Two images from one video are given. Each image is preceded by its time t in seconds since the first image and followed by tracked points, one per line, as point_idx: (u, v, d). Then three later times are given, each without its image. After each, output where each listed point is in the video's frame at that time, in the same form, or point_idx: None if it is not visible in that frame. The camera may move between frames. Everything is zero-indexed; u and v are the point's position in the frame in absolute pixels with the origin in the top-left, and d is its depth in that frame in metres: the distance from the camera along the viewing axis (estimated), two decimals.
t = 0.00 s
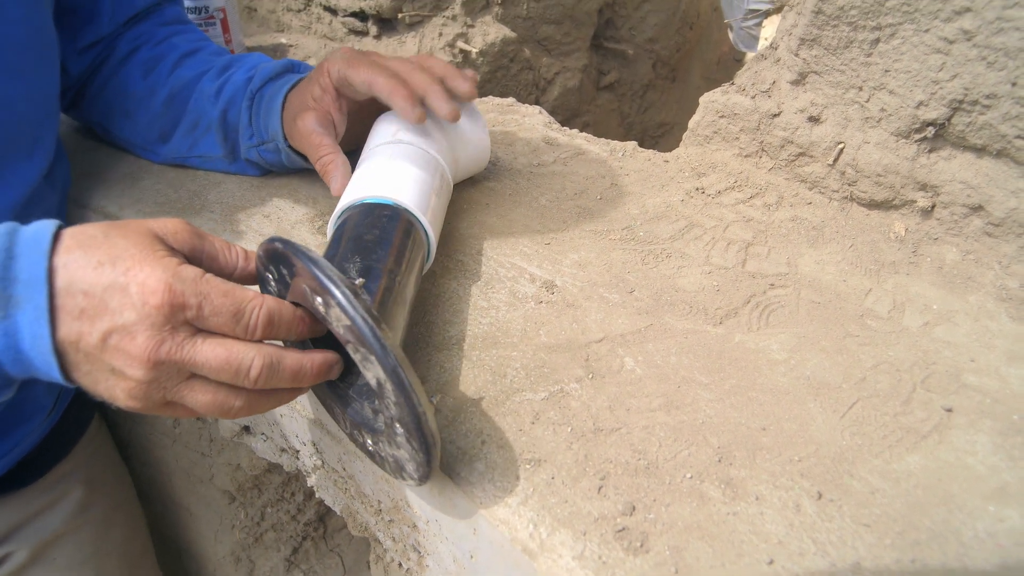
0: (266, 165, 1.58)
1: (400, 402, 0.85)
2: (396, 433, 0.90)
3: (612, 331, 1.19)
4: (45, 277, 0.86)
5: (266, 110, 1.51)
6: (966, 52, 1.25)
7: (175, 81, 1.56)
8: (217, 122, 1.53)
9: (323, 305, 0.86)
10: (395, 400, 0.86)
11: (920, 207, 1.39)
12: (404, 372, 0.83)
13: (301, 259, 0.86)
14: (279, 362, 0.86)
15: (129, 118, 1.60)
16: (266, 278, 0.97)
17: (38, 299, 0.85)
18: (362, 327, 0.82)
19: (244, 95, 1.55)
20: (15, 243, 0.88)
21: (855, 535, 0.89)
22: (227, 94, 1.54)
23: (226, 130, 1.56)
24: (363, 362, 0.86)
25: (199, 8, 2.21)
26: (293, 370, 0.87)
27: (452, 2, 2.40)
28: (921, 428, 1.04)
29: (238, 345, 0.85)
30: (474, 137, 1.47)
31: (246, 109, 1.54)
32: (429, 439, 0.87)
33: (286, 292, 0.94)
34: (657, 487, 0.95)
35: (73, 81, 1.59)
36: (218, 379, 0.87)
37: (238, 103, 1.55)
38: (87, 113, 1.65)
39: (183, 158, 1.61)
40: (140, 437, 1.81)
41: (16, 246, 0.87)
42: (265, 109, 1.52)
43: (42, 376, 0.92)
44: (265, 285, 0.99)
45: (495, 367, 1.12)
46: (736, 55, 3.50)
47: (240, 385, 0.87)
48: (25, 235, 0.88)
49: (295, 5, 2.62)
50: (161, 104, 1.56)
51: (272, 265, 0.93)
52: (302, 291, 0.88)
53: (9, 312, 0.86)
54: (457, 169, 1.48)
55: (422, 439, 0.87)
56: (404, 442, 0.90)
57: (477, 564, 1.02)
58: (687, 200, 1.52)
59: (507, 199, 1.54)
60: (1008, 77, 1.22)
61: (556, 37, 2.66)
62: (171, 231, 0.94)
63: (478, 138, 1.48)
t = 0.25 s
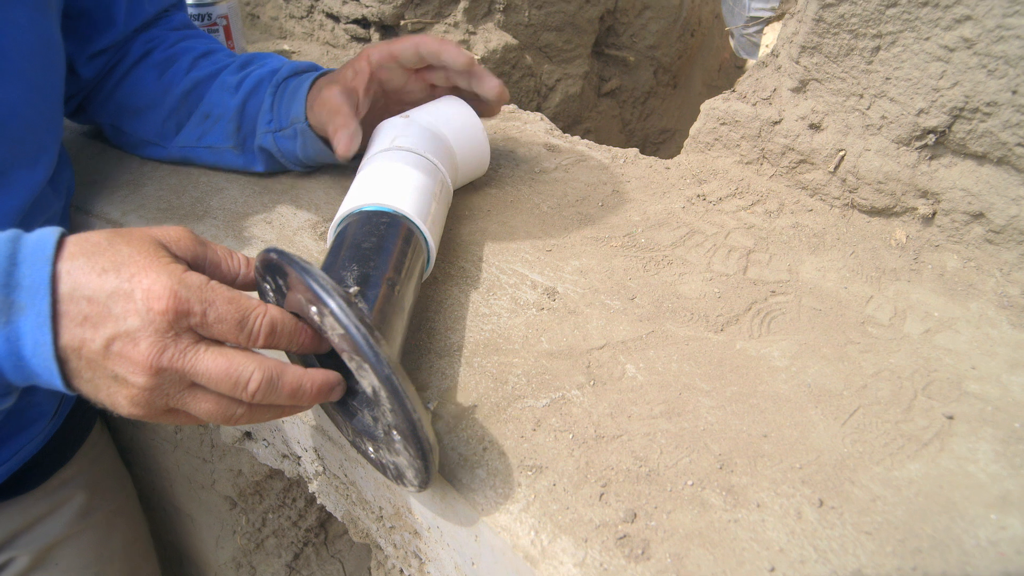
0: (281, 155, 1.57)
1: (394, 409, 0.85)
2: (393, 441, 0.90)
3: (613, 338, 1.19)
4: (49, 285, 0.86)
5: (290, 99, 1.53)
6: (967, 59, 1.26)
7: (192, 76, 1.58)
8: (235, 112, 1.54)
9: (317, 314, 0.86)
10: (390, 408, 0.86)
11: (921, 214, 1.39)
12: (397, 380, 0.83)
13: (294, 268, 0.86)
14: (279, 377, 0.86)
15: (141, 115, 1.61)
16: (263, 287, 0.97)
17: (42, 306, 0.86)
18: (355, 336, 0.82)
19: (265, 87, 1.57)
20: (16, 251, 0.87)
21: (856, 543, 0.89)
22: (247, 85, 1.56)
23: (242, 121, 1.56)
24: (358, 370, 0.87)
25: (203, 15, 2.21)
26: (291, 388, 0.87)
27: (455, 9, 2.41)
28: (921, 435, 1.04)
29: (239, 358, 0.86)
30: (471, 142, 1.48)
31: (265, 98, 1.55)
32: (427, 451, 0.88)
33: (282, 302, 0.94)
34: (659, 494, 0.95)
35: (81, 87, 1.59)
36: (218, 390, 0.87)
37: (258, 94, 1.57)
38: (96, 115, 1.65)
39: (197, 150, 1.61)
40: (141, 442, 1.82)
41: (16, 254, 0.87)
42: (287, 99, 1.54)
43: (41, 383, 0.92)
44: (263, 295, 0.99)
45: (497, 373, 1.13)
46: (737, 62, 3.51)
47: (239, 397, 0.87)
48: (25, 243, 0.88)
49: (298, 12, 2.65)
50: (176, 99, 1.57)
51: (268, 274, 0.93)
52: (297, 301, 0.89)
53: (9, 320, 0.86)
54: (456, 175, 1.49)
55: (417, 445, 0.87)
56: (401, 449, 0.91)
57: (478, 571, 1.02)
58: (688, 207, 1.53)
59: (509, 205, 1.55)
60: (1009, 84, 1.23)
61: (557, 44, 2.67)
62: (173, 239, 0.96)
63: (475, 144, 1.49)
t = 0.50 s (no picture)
0: (308, 126, 1.64)
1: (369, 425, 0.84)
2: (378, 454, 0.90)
3: (614, 346, 1.19)
4: (47, 307, 0.86)
5: (316, 70, 1.61)
6: (968, 68, 1.26)
7: (211, 61, 1.63)
8: (262, 87, 1.62)
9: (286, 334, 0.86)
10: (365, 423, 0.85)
11: (923, 222, 1.39)
12: (366, 394, 0.83)
13: (259, 290, 0.86)
14: (274, 405, 0.88)
15: (160, 108, 1.65)
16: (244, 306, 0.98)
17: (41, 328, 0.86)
18: (321, 353, 0.82)
19: (286, 62, 1.64)
20: (14, 270, 0.87)
21: (857, 552, 0.89)
22: (268, 62, 1.63)
23: (269, 94, 1.63)
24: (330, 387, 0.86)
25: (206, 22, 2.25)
26: (285, 415, 0.88)
27: (457, 16, 2.43)
28: (923, 443, 1.04)
29: (235, 385, 0.87)
30: (468, 150, 1.49)
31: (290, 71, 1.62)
32: (410, 462, 0.88)
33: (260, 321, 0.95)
34: (660, 502, 0.95)
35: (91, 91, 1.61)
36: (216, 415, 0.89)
37: (280, 68, 1.64)
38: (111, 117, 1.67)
39: (221, 132, 1.66)
40: (143, 448, 1.82)
41: (14, 274, 0.87)
42: (314, 69, 1.61)
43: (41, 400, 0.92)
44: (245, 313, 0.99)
45: (498, 381, 1.13)
46: (739, 68, 3.52)
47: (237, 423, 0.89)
48: (24, 262, 0.88)
49: (301, 19, 2.69)
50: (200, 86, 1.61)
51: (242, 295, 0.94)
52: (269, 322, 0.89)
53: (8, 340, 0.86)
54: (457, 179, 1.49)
55: (398, 459, 0.86)
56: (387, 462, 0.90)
57: None
58: (689, 215, 1.53)
59: (511, 212, 1.55)
60: (1010, 93, 1.23)
61: (559, 51, 2.68)
62: (167, 258, 0.95)
63: (471, 152, 1.49)
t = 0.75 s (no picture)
0: (310, 112, 1.65)
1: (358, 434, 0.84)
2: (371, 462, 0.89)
3: (614, 350, 1.20)
4: (45, 320, 0.86)
5: (325, 55, 1.63)
6: (968, 73, 1.26)
7: (220, 55, 1.65)
8: (273, 73, 1.63)
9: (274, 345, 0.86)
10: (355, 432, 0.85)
11: (923, 226, 1.39)
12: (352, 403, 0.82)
13: (246, 301, 0.86)
14: (271, 421, 0.89)
15: (170, 104, 1.66)
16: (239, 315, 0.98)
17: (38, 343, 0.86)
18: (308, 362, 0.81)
19: (295, 52, 1.67)
20: (12, 282, 0.87)
21: (857, 557, 0.89)
22: (278, 51, 1.65)
23: (279, 82, 1.65)
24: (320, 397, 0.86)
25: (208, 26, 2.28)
26: (284, 431, 0.89)
27: (458, 20, 2.44)
28: (923, 448, 1.04)
29: (232, 402, 0.87)
30: (466, 145, 1.48)
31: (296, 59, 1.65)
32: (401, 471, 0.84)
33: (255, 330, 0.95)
34: (660, 506, 0.95)
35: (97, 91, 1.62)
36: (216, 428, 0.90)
37: (289, 58, 1.66)
38: (118, 115, 1.67)
39: (229, 123, 1.66)
40: (144, 451, 1.82)
41: (12, 285, 0.87)
42: (322, 54, 1.63)
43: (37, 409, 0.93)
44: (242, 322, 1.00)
45: (498, 385, 1.13)
46: (740, 73, 3.52)
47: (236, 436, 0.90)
48: (22, 275, 0.88)
49: (303, 23, 2.71)
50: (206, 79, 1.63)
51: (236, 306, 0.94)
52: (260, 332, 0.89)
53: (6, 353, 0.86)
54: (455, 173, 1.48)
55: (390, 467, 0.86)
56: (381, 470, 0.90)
57: None
58: (690, 219, 1.53)
59: (512, 216, 1.55)
60: (1010, 98, 1.23)
61: (561, 55, 2.69)
62: (168, 271, 0.95)
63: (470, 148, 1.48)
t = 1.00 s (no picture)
0: (301, 127, 1.60)
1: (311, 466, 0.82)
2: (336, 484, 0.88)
3: (619, 353, 1.20)
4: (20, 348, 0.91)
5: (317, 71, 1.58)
6: (974, 77, 1.26)
7: (215, 66, 1.63)
8: (264, 87, 1.59)
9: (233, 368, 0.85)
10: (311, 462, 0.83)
11: (929, 231, 1.39)
12: (297, 444, 0.80)
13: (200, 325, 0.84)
14: (245, 436, 0.92)
15: (166, 112, 1.65)
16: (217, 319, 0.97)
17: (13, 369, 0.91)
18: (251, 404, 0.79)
19: (291, 66, 1.63)
20: None
21: (862, 562, 0.89)
22: (271, 65, 1.61)
23: (270, 96, 1.61)
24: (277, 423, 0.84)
25: (214, 28, 2.30)
26: (258, 443, 0.93)
27: (463, 23, 2.44)
28: (928, 454, 1.03)
29: (202, 422, 0.90)
30: (456, 116, 1.39)
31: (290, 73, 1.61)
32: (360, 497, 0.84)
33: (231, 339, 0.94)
34: (664, 511, 0.95)
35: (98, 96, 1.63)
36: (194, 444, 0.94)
37: (283, 72, 1.62)
38: (118, 121, 1.69)
39: (220, 132, 1.65)
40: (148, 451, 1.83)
41: None
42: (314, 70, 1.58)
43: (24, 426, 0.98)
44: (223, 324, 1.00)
45: (502, 388, 1.13)
46: (745, 76, 3.52)
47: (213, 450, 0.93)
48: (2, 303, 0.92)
49: (309, 25, 2.72)
50: (198, 88, 1.61)
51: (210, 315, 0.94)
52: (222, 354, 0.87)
53: None
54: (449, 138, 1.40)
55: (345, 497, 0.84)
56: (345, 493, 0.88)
57: None
58: (694, 222, 1.53)
59: (517, 219, 1.56)
60: (1016, 103, 1.23)
61: (566, 58, 2.69)
62: (135, 291, 0.96)
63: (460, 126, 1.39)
